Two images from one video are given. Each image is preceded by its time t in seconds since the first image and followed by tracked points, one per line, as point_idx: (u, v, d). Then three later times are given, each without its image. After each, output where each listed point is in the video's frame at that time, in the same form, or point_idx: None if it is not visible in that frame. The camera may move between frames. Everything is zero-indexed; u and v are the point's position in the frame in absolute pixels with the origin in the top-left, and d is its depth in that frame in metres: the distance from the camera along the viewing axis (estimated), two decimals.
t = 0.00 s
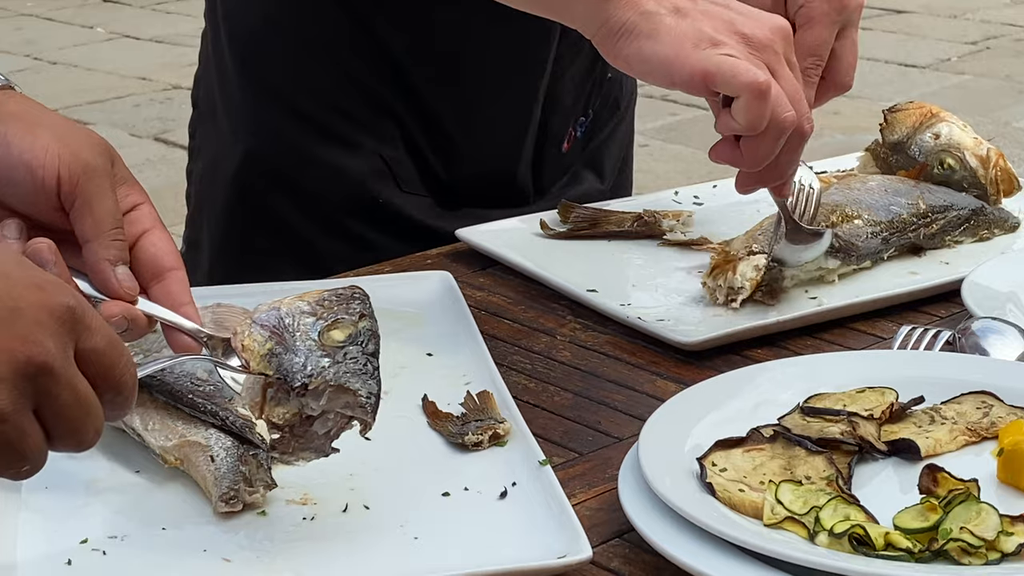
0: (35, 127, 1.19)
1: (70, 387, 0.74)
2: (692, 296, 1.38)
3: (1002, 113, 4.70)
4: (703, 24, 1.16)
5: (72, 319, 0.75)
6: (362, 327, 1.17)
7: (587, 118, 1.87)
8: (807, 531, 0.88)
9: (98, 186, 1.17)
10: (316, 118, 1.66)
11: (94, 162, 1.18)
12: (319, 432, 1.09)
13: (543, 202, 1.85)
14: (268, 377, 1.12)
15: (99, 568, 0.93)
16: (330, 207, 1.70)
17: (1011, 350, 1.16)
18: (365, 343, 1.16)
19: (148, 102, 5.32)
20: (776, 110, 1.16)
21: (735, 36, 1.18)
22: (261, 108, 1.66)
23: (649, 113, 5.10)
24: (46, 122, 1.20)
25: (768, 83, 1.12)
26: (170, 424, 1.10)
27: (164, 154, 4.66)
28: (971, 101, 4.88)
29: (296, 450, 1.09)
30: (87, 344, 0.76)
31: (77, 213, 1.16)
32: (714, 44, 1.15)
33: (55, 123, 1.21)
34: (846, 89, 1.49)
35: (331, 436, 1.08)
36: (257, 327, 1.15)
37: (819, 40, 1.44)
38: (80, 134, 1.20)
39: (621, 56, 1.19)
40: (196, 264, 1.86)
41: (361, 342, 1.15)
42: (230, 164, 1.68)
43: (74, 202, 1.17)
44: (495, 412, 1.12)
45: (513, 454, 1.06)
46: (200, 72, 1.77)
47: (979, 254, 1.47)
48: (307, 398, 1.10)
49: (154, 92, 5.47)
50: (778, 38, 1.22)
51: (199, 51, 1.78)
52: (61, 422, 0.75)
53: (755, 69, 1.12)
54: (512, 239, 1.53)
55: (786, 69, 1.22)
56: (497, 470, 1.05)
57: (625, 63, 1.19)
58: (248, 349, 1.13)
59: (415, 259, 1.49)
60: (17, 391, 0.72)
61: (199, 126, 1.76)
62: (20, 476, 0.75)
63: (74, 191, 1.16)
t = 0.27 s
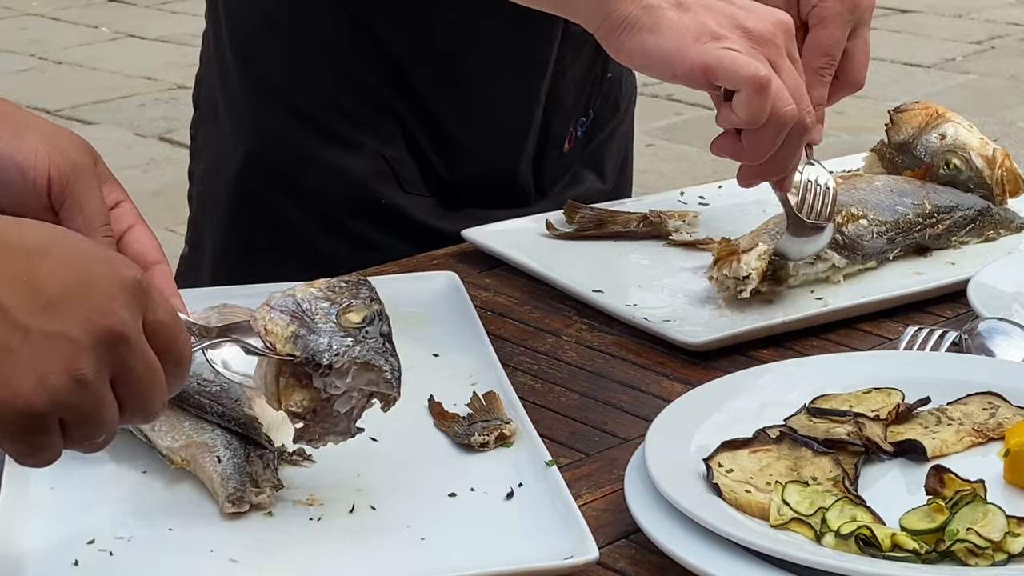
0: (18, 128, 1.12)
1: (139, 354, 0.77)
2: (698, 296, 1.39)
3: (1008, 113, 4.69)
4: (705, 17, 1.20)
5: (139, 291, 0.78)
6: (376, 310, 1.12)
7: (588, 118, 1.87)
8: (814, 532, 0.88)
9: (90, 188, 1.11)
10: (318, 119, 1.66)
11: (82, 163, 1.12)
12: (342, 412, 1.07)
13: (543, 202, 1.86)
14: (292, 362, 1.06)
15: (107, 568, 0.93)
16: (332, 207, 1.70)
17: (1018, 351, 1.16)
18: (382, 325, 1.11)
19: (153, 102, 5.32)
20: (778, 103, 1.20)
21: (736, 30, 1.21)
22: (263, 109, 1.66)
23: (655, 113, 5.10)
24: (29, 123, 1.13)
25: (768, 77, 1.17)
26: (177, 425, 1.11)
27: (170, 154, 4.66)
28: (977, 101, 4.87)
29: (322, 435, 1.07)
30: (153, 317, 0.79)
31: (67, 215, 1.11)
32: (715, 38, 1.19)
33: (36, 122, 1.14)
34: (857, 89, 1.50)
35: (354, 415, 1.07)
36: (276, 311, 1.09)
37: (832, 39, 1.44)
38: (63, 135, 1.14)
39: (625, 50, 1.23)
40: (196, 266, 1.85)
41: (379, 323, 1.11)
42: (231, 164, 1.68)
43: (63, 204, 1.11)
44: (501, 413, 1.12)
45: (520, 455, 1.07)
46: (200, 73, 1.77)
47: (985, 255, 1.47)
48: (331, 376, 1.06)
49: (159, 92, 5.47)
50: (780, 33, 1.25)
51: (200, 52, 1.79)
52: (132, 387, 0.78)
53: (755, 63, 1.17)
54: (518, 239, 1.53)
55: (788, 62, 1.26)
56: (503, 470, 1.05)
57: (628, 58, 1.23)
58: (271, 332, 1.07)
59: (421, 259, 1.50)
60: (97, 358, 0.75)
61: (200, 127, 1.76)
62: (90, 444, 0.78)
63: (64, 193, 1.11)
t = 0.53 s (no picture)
0: (29, 130, 1.14)
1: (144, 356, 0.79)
2: (700, 293, 1.38)
3: (1012, 111, 4.69)
4: (781, 46, 1.22)
5: (146, 292, 0.80)
6: (393, 303, 1.12)
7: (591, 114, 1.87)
8: (815, 529, 0.88)
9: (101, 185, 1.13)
10: (322, 116, 1.67)
11: (93, 162, 1.14)
12: (355, 406, 1.06)
13: (546, 198, 1.85)
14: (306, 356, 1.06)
15: (107, 566, 0.93)
16: (337, 204, 1.70)
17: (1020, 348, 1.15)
18: (396, 318, 1.11)
19: (157, 100, 5.32)
20: (858, 129, 1.22)
21: (812, 57, 1.23)
22: (266, 107, 1.66)
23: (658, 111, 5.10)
24: (41, 124, 1.15)
25: (849, 106, 1.18)
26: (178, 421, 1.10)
27: (173, 153, 4.67)
28: (981, 99, 4.87)
29: (336, 430, 1.07)
30: (157, 317, 0.81)
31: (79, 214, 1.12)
32: (793, 67, 1.21)
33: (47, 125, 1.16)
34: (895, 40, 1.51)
35: (367, 410, 1.06)
36: (292, 304, 1.10)
37: None
38: (74, 136, 1.16)
39: (703, 79, 1.25)
40: (202, 263, 1.85)
41: (393, 317, 1.11)
42: (236, 163, 1.69)
43: (76, 202, 1.12)
44: (502, 410, 1.12)
45: (520, 452, 1.06)
46: (203, 72, 1.77)
47: (987, 252, 1.47)
48: (344, 370, 1.06)
49: (162, 91, 5.47)
50: (853, 56, 1.27)
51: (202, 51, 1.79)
52: (134, 387, 0.80)
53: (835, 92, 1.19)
54: (521, 237, 1.53)
55: (862, 86, 1.28)
56: (504, 467, 1.05)
57: (705, 87, 1.25)
58: (286, 325, 1.08)
59: (423, 257, 1.49)
60: (99, 359, 0.77)
61: (203, 125, 1.76)
62: (94, 443, 0.81)
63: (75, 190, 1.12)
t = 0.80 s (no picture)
0: (56, 154, 1.20)
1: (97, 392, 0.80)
2: (707, 295, 1.38)
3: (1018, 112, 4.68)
4: (838, 43, 1.25)
5: (104, 325, 0.81)
6: (388, 351, 1.11)
7: (594, 113, 1.88)
8: (824, 531, 0.88)
9: (122, 207, 1.18)
10: (332, 118, 1.66)
11: (115, 185, 1.19)
12: (341, 456, 1.03)
13: (552, 198, 1.85)
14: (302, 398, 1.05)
15: (116, 567, 0.93)
16: (347, 205, 1.70)
17: None
18: (390, 367, 1.09)
19: (162, 100, 5.33)
20: (915, 126, 1.26)
21: (870, 55, 1.26)
22: (278, 108, 1.65)
23: (663, 111, 5.10)
24: (68, 147, 1.21)
25: (909, 102, 1.22)
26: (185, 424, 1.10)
27: (179, 153, 4.67)
28: (987, 99, 4.86)
29: (320, 479, 1.02)
30: (117, 350, 0.82)
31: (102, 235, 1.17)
32: (854, 64, 1.23)
33: (74, 148, 1.21)
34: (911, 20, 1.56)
35: (353, 461, 1.03)
36: (284, 346, 1.10)
37: None
38: (101, 159, 1.21)
39: (761, 77, 1.27)
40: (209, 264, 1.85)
41: (387, 365, 1.09)
42: (247, 164, 1.68)
43: (98, 224, 1.17)
44: (510, 411, 1.12)
45: (528, 454, 1.06)
46: (210, 73, 1.77)
47: (994, 253, 1.47)
48: (330, 419, 1.04)
49: (167, 91, 5.48)
50: (907, 55, 1.30)
51: (208, 52, 1.78)
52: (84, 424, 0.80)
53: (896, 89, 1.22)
54: (527, 238, 1.53)
55: (916, 84, 1.31)
56: (512, 469, 1.05)
57: (763, 84, 1.28)
58: (274, 368, 1.08)
59: (430, 257, 1.49)
60: (46, 394, 0.77)
61: (211, 126, 1.76)
62: (45, 478, 0.81)
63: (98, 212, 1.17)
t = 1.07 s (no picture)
0: (73, 154, 1.19)
1: (95, 409, 0.77)
2: (713, 295, 1.38)
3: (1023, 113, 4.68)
4: (856, 31, 1.33)
5: (104, 342, 0.78)
6: (396, 368, 1.07)
7: (597, 112, 1.88)
8: (832, 531, 0.88)
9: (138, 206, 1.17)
10: (340, 118, 1.66)
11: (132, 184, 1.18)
12: (345, 475, 1.00)
13: (557, 197, 1.85)
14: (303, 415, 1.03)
15: (122, 567, 0.93)
16: (355, 205, 1.70)
17: None
18: (398, 385, 1.05)
19: (167, 101, 5.33)
20: (934, 115, 1.33)
21: (888, 41, 1.34)
22: (285, 108, 1.65)
23: (668, 112, 5.09)
24: (85, 148, 1.20)
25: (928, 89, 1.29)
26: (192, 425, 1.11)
27: (184, 154, 4.67)
28: (992, 101, 4.85)
29: (325, 497, 1.00)
30: (118, 367, 0.80)
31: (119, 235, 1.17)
32: (872, 51, 1.31)
33: (90, 148, 1.21)
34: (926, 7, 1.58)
35: (358, 480, 1.00)
36: (289, 362, 1.07)
37: None
38: (116, 159, 1.21)
39: (779, 63, 1.36)
40: (217, 262, 1.86)
41: (395, 383, 1.05)
42: (254, 164, 1.68)
43: (115, 224, 1.17)
44: (516, 411, 1.11)
45: (535, 454, 1.06)
46: (217, 72, 1.77)
47: (1003, 254, 1.47)
48: (336, 437, 1.02)
49: (172, 91, 5.48)
50: (924, 41, 1.38)
51: (215, 51, 1.78)
52: (82, 443, 0.78)
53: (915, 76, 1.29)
54: (533, 238, 1.52)
55: (934, 71, 1.39)
56: (519, 470, 1.05)
57: (781, 70, 1.37)
58: (279, 384, 1.05)
59: (435, 257, 1.49)
60: (46, 411, 0.74)
61: (218, 125, 1.76)
62: (45, 495, 0.78)
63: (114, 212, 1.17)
